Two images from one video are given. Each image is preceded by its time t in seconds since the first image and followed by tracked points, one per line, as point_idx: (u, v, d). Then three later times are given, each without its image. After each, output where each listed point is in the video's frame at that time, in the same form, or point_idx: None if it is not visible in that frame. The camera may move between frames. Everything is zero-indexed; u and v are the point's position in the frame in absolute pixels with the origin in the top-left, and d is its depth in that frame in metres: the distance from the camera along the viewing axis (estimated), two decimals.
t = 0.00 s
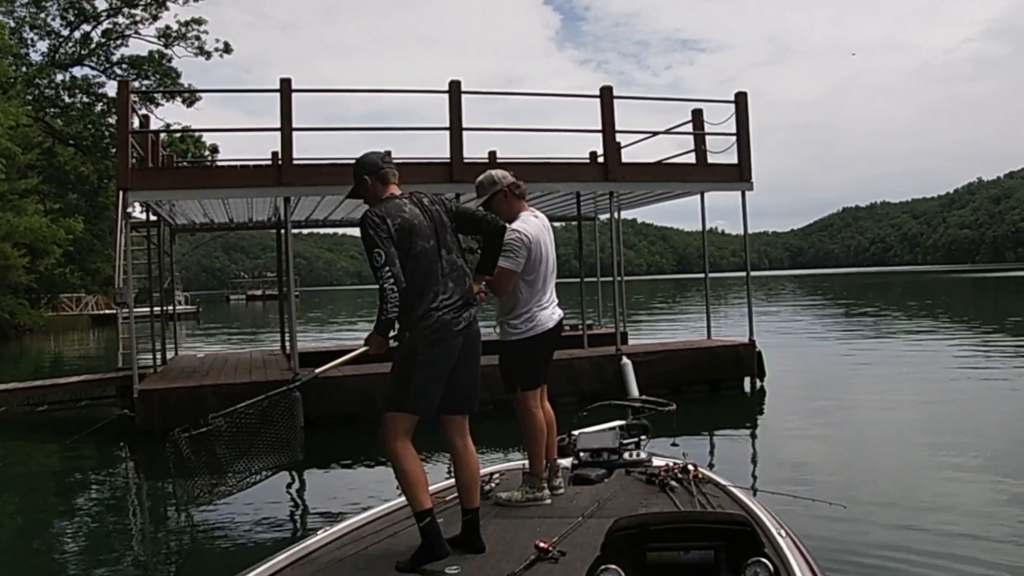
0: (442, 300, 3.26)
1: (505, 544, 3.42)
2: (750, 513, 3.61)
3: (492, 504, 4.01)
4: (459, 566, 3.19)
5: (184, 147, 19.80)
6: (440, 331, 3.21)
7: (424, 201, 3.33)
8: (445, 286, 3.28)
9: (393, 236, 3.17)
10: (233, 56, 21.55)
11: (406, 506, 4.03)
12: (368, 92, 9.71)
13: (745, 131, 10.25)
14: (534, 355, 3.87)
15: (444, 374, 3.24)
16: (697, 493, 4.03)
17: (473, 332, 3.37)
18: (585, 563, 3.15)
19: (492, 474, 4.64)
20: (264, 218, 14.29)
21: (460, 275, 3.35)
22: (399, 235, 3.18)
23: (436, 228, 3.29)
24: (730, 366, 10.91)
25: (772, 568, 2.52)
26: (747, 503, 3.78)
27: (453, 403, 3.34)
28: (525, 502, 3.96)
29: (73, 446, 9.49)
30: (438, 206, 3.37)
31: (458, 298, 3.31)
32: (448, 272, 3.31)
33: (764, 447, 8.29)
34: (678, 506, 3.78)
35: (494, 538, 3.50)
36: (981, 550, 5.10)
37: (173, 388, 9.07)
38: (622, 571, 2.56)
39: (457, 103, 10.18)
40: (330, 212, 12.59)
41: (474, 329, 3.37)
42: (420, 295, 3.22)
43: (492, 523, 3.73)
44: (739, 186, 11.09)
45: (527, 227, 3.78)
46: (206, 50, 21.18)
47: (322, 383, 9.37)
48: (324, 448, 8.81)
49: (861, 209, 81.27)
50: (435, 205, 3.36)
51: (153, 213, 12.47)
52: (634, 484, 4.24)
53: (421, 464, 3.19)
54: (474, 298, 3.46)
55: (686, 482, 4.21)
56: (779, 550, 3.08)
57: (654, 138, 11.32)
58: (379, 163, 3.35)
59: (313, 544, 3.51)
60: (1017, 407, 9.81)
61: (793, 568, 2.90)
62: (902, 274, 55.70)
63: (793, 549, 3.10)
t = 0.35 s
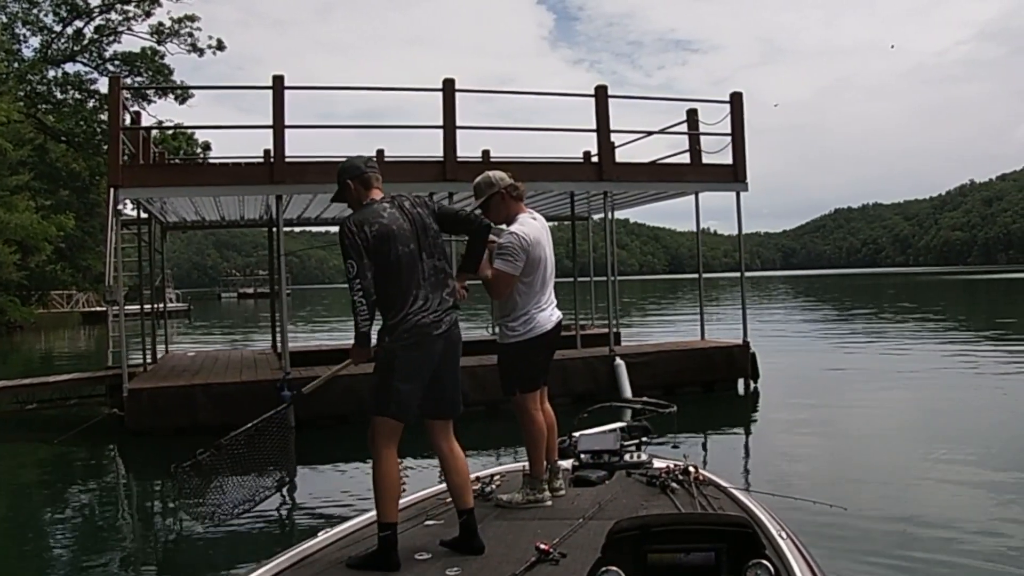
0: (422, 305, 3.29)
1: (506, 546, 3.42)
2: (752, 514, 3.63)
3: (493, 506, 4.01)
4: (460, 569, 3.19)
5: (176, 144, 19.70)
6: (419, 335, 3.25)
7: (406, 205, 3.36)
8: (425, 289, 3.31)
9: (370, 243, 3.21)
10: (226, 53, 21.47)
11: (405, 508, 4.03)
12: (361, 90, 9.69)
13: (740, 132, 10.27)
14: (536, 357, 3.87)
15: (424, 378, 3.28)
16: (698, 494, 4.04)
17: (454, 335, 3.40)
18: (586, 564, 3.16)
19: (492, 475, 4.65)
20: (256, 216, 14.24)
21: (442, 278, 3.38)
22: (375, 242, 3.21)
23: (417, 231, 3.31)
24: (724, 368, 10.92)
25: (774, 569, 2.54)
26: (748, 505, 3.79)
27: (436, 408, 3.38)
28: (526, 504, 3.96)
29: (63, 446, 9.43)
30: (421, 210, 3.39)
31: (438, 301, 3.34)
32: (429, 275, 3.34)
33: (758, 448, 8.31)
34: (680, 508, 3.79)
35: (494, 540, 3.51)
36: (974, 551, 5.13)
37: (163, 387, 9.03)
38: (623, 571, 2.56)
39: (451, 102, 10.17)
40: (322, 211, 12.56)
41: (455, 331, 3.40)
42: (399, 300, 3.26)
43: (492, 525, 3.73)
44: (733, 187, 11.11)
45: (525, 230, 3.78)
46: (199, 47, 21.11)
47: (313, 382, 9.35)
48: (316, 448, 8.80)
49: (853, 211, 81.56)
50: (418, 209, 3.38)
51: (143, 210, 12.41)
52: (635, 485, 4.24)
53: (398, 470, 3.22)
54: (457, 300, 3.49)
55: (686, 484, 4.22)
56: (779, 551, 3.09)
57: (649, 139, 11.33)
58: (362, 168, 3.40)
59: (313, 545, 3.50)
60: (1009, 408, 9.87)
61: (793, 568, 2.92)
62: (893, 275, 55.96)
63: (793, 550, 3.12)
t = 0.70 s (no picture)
0: (402, 307, 3.29)
1: (506, 546, 3.42)
2: (752, 515, 3.64)
3: (493, 507, 4.01)
4: (462, 570, 3.18)
5: (168, 141, 19.61)
6: (402, 336, 3.25)
7: (380, 207, 3.35)
8: (405, 290, 3.31)
9: (346, 249, 3.20)
10: (218, 50, 21.39)
11: (404, 509, 4.03)
12: (355, 87, 9.66)
13: (734, 132, 10.29)
14: (537, 357, 3.88)
15: (409, 377, 3.29)
16: (699, 494, 4.05)
17: (437, 331, 3.41)
18: (586, 565, 3.16)
19: (492, 475, 4.65)
20: (248, 214, 14.19)
21: (421, 277, 3.39)
22: (350, 248, 3.20)
23: (392, 232, 3.30)
24: (718, 368, 10.95)
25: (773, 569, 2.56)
26: (748, 504, 3.81)
27: (417, 402, 3.39)
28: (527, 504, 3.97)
29: (52, 444, 9.39)
30: (394, 210, 3.38)
31: (419, 301, 3.35)
32: (406, 276, 3.34)
33: (752, 447, 8.33)
34: (681, 508, 3.80)
35: (493, 541, 3.50)
36: (968, 551, 5.15)
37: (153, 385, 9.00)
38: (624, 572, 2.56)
39: (444, 100, 10.16)
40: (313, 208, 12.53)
41: (438, 328, 3.41)
42: (379, 304, 3.27)
43: (492, 525, 3.73)
44: (727, 186, 11.13)
45: (528, 231, 3.79)
46: (191, 44, 21.03)
47: (305, 381, 9.32)
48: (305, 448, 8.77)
49: (845, 211, 81.82)
50: (392, 209, 3.38)
51: (135, 207, 12.36)
52: (635, 485, 4.26)
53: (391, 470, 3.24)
54: (438, 297, 3.50)
55: (687, 484, 4.23)
56: (779, 551, 3.11)
57: (642, 137, 11.33)
58: (333, 173, 3.37)
59: (313, 545, 3.49)
60: (1000, 408, 9.92)
61: (793, 568, 2.93)
62: (885, 275, 56.22)
63: (792, 550, 3.13)
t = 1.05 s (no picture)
0: (413, 306, 3.31)
1: (505, 545, 3.43)
2: (750, 514, 3.65)
3: (492, 506, 4.02)
4: (461, 568, 3.19)
5: (161, 137, 19.54)
6: (414, 334, 3.28)
7: (386, 209, 3.38)
8: (415, 290, 3.34)
9: (357, 251, 3.21)
10: (212, 46, 21.32)
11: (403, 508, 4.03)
12: (349, 84, 9.64)
13: (730, 131, 10.31)
14: (537, 356, 3.89)
15: (419, 375, 3.30)
16: (697, 493, 4.07)
17: (444, 331, 3.44)
18: (585, 564, 3.16)
19: (491, 474, 4.65)
20: (240, 211, 14.15)
21: (428, 277, 3.42)
22: (362, 248, 3.22)
23: (400, 233, 3.33)
24: (711, 368, 10.97)
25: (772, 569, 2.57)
26: (746, 503, 3.82)
27: (420, 400, 3.42)
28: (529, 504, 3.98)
29: (42, 442, 9.34)
30: (400, 212, 3.41)
31: (429, 300, 3.37)
32: (415, 276, 3.36)
33: (745, 447, 8.35)
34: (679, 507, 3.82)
35: (491, 539, 3.51)
36: (962, 552, 5.16)
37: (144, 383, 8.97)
38: (624, 571, 2.56)
39: (438, 97, 10.15)
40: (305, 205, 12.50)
41: (445, 328, 3.44)
42: (390, 304, 3.28)
43: (490, 525, 3.72)
44: (721, 185, 11.14)
45: (531, 229, 3.79)
46: (184, 40, 20.96)
47: (297, 380, 9.29)
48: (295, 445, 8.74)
49: (837, 211, 82.08)
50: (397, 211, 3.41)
51: (126, 203, 12.29)
52: (634, 484, 4.27)
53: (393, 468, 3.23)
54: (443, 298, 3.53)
55: (685, 483, 4.24)
56: (778, 551, 3.12)
57: (637, 136, 11.34)
58: (338, 176, 3.37)
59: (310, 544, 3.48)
60: (993, 409, 9.97)
61: (792, 568, 2.94)
62: (877, 276, 56.50)
63: (790, 549, 3.14)
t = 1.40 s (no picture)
0: (417, 302, 3.31)
1: (503, 543, 3.42)
2: (749, 514, 3.65)
3: (490, 504, 4.01)
4: (459, 566, 3.18)
5: (154, 137, 19.49)
6: (417, 330, 3.28)
7: (391, 206, 3.37)
8: (419, 286, 3.33)
9: (361, 247, 3.21)
10: (205, 45, 21.26)
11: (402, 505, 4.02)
12: (342, 83, 9.62)
13: (725, 131, 10.32)
14: (536, 353, 3.88)
15: (422, 371, 3.30)
16: (695, 493, 4.07)
17: (447, 328, 3.44)
18: (582, 563, 3.16)
19: (489, 473, 4.65)
20: (233, 210, 14.10)
21: (432, 275, 3.41)
22: (366, 245, 3.21)
23: (405, 230, 3.32)
24: (706, 368, 10.98)
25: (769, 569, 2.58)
26: (744, 503, 3.82)
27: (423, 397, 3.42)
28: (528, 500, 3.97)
29: (33, 442, 9.31)
30: (405, 209, 3.40)
31: (432, 297, 3.37)
32: (419, 272, 3.35)
33: (739, 447, 8.36)
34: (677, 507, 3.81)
35: (489, 537, 3.50)
36: (956, 553, 5.18)
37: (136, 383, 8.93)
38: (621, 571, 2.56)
39: (433, 96, 10.14)
40: (298, 205, 12.48)
41: (448, 325, 3.43)
42: (394, 301, 3.27)
43: (487, 523, 3.71)
44: (716, 185, 11.15)
45: (532, 227, 3.80)
46: (178, 39, 20.89)
47: (289, 380, 9.27)
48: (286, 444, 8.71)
49: (831, 212, 82.29)
50: (403, 209, 3.41)
51: (119, 203, 12.25)
52: (632, 484, 4.26)
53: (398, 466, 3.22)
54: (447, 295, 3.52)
55: (683, 483, 4.24)
56: (777, 551, 3.12)
57: (632, 135, 11.33)
58: (343, 173, 3.38)
59: (307, 541, 3.47)
60: (986, 410, 10.00)
61: (790, 568, 2.94)
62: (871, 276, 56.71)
63: (789, 550, 3.14)
